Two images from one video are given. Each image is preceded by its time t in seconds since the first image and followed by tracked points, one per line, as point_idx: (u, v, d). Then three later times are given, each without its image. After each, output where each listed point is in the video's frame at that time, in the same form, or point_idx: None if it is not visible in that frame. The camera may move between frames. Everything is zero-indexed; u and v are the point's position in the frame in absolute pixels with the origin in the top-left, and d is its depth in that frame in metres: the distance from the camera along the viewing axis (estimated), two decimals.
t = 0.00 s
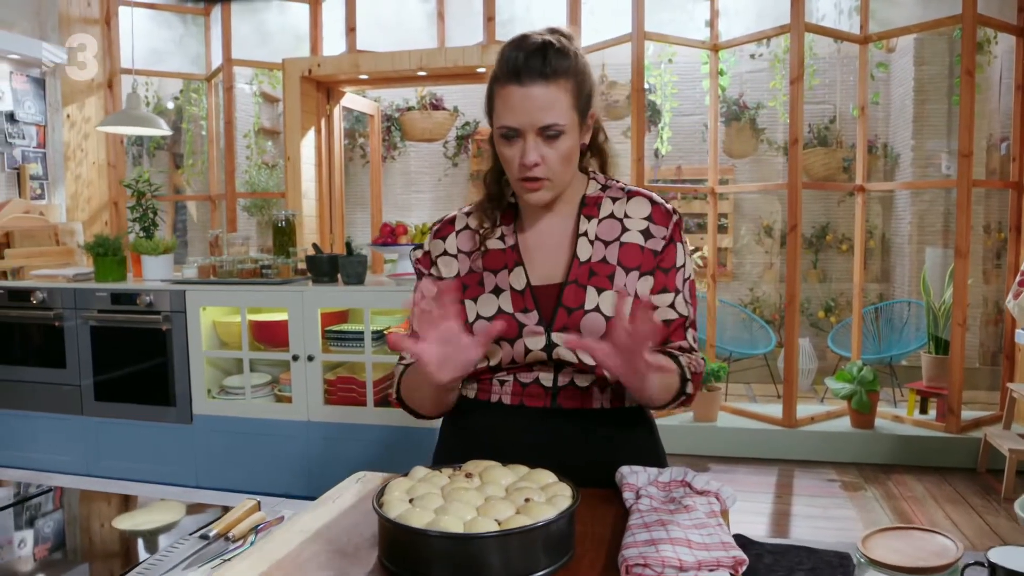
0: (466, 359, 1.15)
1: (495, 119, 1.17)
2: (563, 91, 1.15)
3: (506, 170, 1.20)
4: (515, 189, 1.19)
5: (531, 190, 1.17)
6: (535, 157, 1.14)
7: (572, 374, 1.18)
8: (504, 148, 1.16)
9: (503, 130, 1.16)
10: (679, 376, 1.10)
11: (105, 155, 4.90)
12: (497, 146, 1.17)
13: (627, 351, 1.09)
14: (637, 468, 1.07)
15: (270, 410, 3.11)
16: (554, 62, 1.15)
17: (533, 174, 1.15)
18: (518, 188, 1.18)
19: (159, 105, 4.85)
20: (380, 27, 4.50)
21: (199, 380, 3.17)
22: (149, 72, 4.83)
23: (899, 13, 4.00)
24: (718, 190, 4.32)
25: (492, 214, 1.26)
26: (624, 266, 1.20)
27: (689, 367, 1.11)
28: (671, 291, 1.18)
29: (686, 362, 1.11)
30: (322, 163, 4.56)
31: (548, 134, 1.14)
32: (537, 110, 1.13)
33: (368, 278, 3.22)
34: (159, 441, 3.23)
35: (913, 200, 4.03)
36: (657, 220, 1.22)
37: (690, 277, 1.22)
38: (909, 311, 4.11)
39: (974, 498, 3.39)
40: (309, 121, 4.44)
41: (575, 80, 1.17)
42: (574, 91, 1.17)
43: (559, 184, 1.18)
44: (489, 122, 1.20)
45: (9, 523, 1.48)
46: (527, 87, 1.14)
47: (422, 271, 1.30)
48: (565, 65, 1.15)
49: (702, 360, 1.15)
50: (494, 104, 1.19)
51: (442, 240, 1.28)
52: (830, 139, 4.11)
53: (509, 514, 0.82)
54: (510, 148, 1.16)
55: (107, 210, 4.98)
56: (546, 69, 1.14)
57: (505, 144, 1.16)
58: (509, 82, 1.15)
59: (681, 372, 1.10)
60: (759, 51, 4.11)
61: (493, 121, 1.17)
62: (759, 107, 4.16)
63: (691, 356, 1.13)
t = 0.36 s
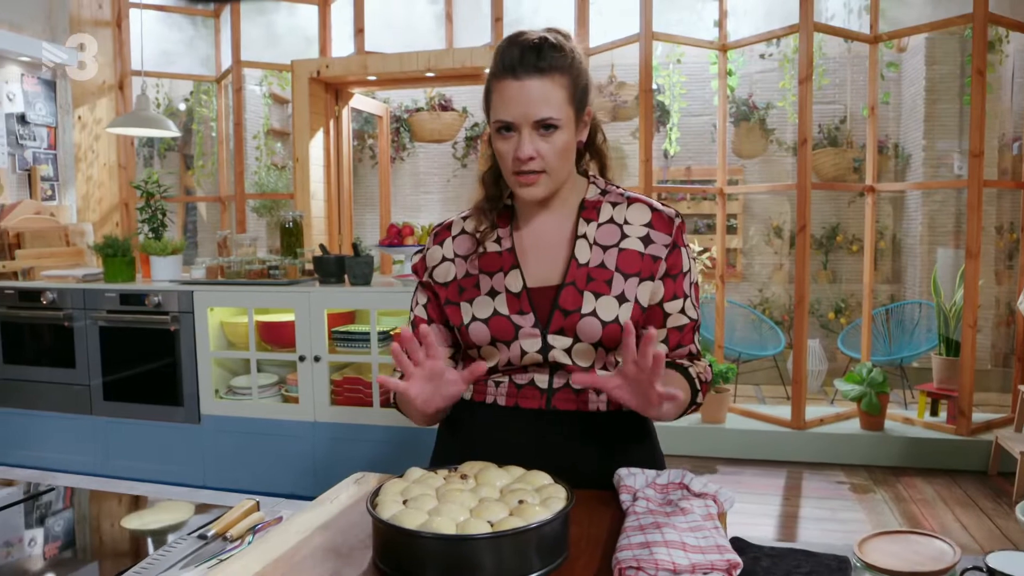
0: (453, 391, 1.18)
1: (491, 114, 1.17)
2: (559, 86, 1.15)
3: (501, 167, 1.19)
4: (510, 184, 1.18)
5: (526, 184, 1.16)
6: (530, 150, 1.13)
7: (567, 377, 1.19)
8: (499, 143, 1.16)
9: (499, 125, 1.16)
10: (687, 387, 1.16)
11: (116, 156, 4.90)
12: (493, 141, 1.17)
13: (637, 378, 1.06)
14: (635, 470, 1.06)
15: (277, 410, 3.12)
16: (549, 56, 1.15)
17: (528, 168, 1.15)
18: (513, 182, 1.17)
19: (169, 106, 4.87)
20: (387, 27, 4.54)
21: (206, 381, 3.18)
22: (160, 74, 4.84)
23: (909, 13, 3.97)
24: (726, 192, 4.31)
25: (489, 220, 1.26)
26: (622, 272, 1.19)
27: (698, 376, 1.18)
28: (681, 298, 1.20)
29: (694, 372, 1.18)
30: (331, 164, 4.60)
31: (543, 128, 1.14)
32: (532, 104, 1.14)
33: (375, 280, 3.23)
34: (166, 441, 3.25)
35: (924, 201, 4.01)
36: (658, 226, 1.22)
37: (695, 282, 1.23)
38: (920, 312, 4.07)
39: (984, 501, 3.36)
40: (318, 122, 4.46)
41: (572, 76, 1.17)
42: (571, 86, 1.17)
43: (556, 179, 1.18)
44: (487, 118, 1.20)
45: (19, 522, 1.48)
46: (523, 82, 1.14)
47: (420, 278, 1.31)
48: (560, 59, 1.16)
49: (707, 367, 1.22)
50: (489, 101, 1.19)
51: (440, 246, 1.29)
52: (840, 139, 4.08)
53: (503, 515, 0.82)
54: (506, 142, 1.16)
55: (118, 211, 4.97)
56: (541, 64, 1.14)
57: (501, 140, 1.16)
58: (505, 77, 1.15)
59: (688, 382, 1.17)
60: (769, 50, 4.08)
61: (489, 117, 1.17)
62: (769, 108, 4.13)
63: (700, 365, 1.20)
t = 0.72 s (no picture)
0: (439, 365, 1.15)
1: (488, 108, 1.18)
2: (555, 79, 1.16)
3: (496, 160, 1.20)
4: (506, 178, 1.18)
5: (520, 176, 1.16)
6: (525, 141, 1.14)
7: (562, 383, 1.19)
8: (495, 135, 1.17)
9: (496, 118, 1.16)
10: (682, 397, 1.14)
11: (129, 159, 4.92)
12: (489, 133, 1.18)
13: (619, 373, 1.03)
14: (634, 474, 1.05)
15: (285, 412, 3.14)
16: (544, 49, 1.16)
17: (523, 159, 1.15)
18: (509, 174, 1.17)
19: (181, 108, 4.89)
20: (398, 29, 4.57)
21: (216, 381, 3.20)
22: (174, 77, 4.87)
23: (922, 13, 3.94)
24: (736, 194, 4.29)
25: (487, 222, 1.27)
26: (619, 275, 1.20)
27: (694, 387, 1.17)
28: (675, 301, 1.19)
29: (692, 384, 1.17)
30: (341, 164, 4.60)
31: (538, 120, 1.15)
32: (528, 96, 1.14)
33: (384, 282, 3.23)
34: (176, 442, 3.27)
35: (938, 204, 3.96)
36: (655, 229, 1.22)
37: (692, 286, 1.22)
38: (934, 315, 4.02)
39: (998, 506, 3.32)
40: (329, 125, 4.47)
41: (568, 72, 1.18)
42: (567, 81, 1.17)
43: (551, 172, 1.18)
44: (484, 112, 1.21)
45: (31, 521, 1.48)
46: (519, 74, 1.15)
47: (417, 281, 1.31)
48: (556, 53, 1.16)
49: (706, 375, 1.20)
50: (487, 96, 1.21)
51: (437, 249, 1.29)
52: (853, 141, 4.05)
53: (496, 519, 0.82)
54: (501, 134, 1.16)
55: (131, 213, 4.99)
56: (537, 58, 1.15)
57: (497, 132, 1.17)
58: (502, 71, 1.16)
59: (683, 393, 1.15)
60: (781, 52, 4.06)
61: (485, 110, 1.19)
62: (781, 109, 4.10)
63: (696, 373, 1.18)
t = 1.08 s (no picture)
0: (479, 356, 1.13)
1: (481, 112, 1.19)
2: (549, 86, 1.16)
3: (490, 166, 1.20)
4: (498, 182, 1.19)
5: (513, 181, 1.17)
6: (518, 148, 1.14)
7: (562, 376, 1.18)
8: (488, 141, 1.17)
9: (489, 123, 1.17)
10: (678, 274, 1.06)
11: (143, 161, 4.95)
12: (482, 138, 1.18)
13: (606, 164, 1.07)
14: (631, 477, 1.04)
15: (294, 412, 3.15)
16: (539, 57, 1.16)
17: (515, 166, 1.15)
18: (502, 178, 1.18)
19: (194, 110, 4.91)
20: (407, 31, 4.59)
21: (226, 381, 3.22)
22: (187, 79, 4.89)
23: (935, 12, 3.90)
24: (747, 195, 4.27)
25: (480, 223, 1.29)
26: (609, 249, 1.18)
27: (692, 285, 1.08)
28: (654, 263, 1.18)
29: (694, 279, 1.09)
30: (352, 165, 4.62)
31: (530, 126, 1.15)
32: (520, 102, 1.14)
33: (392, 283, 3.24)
34: (186, 442, 3.29)
35: (953, 205, 3.92)
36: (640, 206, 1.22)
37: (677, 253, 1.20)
38: (948, 317, 3.98)
39: (1012, 511, 3.27)
40: (340, 126, 4.49)
41: (561, 78, 1.18)
42: (560, 87, 1.17)
43: (542, 178, 1.18)
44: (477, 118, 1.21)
45: (44, 520, 1.45)
46: (512, 81, 1.15)
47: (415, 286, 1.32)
48: (550, 61, 1.17)
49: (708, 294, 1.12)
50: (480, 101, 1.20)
51: (433, 251, 1.31)
52: (867, 141, 4.01)
53: (487, 522, 0.81)
54: (494, 140, 1.16)
55: (145, 215, 5.03)
56: (530, 65, 1.16)
57: (490, 137, 1.17)
58: (496, 78, 1.16)
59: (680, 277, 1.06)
60: (793, 52, 4.02)
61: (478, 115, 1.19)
62: (793, 110, 4.07)
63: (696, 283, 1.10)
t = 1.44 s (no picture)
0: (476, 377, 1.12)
1: (481, 119, 1.19)
2: (549, 91, 1.16)
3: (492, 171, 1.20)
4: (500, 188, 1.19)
5: (514, 188, 1.17)
6: (519, 153, 1.14)
7: (564, 377, 1.17)
8: (489, 146, 1.17)
9: (490, 128, 1.17)
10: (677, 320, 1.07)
11: (159, 162, 4.98)
12: (483, 144, 1.18)
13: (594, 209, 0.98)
14: (631, 480, 1.04)
15: (306, 412, 3.16)
16: (540, 63, 1.16)
17: (517, 171, 1.15)
18: (504, 185, 1.18)
19: (210, 112, 4.95)
20: (420, 32, 4.61)
21: (239, 381, 3.24)
22: (203, 81, 4.92)
23: (953, 10, 3.85)
24: (761, 196, 4.25)
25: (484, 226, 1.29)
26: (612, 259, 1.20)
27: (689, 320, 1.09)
28: (656, 269, 1.18)
29: (689, 321, 1.10)
30: (366, 166, 4.63)
31: (531, 131, 1.15)
32: (520, 107, 1.14)
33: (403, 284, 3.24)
34: (199, 441, 3.32)
35: (972, 206, 3.87)
36: (644, 214, 1.22)
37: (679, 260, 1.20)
38: (967, 319, 3.93)
39: None
40: (353, 128, 4.49)
41: (562, 82, 1.18)
42: (560, 92, 1.17)
43: (544, 184, 1.18)
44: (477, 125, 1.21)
45: (61, 517, 1.43)
46: (512, 86, 1.15)
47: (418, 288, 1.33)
48: (549, 65, 1.17)
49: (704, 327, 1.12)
50: (480, 108, 1.21)
51: (436, 254, 1.32)
52: (884, 141, 3.96)
53: (480, 525, 0.81)
54: (495, 145, 1.16)
55: (161, 216, 5.06)
56: (531, 70, 1.16)
57: (491, 144, 1.17)
58: (496, 82, 1.16)
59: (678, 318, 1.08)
60: (808, 51, 3.98)
61: (479, 121, 1.19)
62: (809, 110, 4.03)
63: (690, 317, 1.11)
